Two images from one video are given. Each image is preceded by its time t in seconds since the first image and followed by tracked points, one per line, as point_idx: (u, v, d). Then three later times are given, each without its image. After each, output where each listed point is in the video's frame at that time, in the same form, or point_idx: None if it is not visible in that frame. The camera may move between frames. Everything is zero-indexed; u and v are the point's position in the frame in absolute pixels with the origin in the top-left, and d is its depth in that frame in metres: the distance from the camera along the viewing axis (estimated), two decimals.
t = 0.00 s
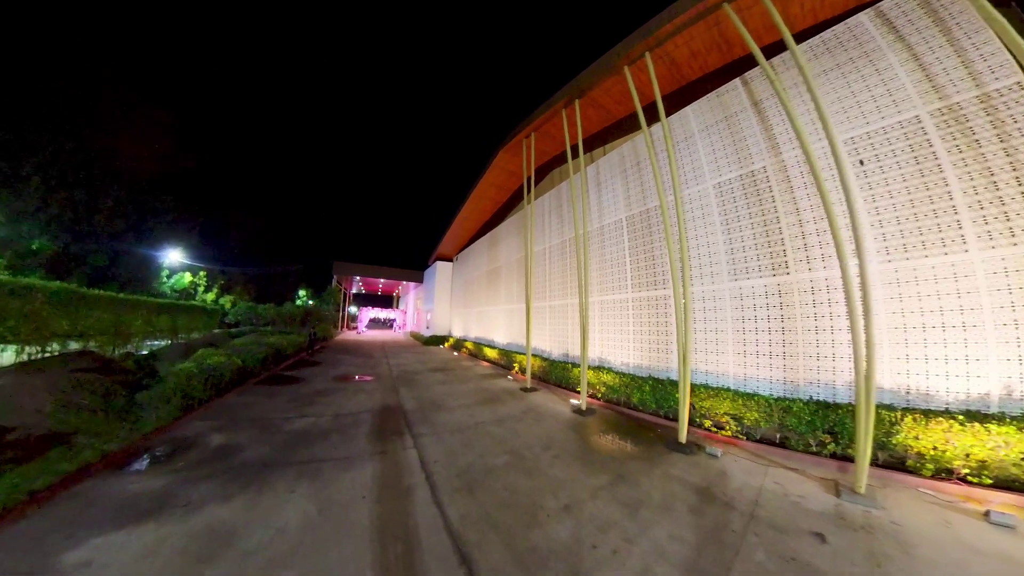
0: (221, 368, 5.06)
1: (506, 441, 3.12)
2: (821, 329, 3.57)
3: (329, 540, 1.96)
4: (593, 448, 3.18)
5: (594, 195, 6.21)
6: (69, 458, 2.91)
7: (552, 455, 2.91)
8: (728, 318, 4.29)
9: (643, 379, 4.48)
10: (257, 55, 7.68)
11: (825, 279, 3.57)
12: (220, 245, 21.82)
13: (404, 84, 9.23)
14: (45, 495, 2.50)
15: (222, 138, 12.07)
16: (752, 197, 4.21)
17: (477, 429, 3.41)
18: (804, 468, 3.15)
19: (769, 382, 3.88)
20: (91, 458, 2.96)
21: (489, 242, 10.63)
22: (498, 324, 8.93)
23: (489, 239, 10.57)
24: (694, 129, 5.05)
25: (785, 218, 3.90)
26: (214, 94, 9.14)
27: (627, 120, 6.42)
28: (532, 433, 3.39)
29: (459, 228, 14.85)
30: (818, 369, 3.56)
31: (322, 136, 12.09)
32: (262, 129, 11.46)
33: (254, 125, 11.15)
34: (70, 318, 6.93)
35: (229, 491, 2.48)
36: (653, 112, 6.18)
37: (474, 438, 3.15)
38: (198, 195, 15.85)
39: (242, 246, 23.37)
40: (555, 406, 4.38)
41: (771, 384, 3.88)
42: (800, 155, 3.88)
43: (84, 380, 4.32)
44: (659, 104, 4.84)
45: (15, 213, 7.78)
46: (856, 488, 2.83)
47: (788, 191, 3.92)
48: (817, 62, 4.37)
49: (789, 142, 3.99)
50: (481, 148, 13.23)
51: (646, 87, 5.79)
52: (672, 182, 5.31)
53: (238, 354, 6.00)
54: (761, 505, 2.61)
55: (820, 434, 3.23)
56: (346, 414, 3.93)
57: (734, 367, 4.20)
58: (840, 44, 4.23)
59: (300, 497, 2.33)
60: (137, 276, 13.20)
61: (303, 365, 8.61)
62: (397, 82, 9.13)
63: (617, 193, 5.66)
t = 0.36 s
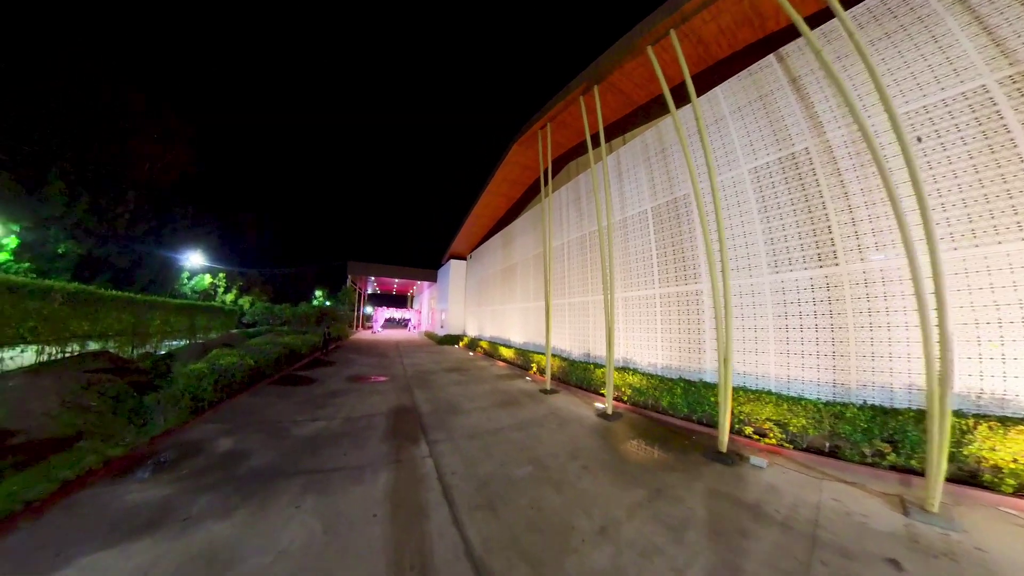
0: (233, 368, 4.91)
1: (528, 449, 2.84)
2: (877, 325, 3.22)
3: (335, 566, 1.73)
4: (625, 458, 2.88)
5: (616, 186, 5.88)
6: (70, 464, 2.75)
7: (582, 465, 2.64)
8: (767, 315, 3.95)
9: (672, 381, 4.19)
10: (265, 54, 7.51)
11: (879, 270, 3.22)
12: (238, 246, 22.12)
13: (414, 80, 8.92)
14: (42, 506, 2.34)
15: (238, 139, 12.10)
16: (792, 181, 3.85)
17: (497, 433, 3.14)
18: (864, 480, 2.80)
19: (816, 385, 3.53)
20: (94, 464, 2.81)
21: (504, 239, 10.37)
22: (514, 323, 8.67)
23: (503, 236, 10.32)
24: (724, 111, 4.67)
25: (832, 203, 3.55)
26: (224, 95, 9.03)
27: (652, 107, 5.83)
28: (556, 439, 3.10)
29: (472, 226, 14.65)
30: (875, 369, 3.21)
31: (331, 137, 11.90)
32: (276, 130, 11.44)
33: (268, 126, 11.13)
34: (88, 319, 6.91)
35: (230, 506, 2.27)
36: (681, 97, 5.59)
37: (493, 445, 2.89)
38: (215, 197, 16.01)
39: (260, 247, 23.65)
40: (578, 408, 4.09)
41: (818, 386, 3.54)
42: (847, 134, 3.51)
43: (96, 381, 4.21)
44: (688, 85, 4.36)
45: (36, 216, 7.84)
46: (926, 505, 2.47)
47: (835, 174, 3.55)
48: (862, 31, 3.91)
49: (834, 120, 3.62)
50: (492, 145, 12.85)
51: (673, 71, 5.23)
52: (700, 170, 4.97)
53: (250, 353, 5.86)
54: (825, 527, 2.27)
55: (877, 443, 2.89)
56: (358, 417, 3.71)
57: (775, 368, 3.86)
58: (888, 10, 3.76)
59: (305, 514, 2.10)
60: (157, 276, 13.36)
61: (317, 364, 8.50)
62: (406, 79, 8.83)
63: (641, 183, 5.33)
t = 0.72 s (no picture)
0: (243, 370, 4.76)
1: (552, 462, 2.58)
2: (942, 326, 2.87)
3: None
4: (659, 474, 2.59)
5: (639, 177, 5.55)
6: (67, 473, 2.60)
7: (611, 484, 2.36)
8: (811, 313, 3.61)
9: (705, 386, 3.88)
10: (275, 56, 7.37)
11: (944, 263, 2.86)
12: (256, 247, 22.43)
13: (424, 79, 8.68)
14: (34, 518, 2.18)
15: (252, 140, 12.13)
16: (838, 166, 3.50)
17: (516, 443, 2.89)
18: (931, 503, 2.42)
19: (871, 392, 3.18)
20: (93, 472, 2.65)
21: (519, 237, 10.12)
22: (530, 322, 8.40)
23: (518, 233, 10.06)
24: (757, 92, 4.32)
25: (886, 189, 3.20)
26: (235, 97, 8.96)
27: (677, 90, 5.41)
28: (582, 450, 2.83)
29: (485, 224, 14.44)
30: (941, 376, 2.85)
31: (342, 139, 11.80)
32: (290, 131, 11.42)
33: (282, 127, 11.10)
34: (106, 321, 6.90)
35: (229, 524, 2.08)
36: (711, 77, 5.14)
37: (513, 458, 2.63)
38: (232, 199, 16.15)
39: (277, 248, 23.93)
40: (601, 414, 3.80)
41: (872, 392, 3.19)
42: (902, 111, 3.15)
43: (104, 384, 4.11)
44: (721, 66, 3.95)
45: (57, 220, 7.91)
46: (1010, 535, 2.08)
47: (889, 156, 3.20)
48: None
49: (885, 96, 3.27)
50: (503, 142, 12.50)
51: (700, 49, 4.82)
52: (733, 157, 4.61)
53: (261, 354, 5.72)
54: (900, 561, 1.95)
55: (944, 459, 2.51)
56: (368, 424, 3.50)
57: (823, 372, 3.51)
58: None
59: (307, 538, 1.88)
60: (177, 277, 13.50)
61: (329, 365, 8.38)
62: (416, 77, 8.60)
63: (667, 174, 5.01)
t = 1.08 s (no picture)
0: (254, 370, 4.63)
1: (580, 475, 2.33)
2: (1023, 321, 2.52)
3: None
4: (700, 490, 2.32)
5: (663, 166, 5.23)
6: (67, 478, 2.47)
7: (648, 502, 2.10)
8: (862, 308, 3.27)
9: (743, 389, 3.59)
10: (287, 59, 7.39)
11: None
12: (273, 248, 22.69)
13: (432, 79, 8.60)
14: (23, 529, 2.03)
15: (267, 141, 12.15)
16: (892, 145, 3.16)
17: (540, 452, 2.65)
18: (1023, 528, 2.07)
19: (936, 395, 2.84)
20: (91, 479, 2.51)
21: (534, 234, 9.87)
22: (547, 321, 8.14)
23: (534, 230, 9.82)
24: (795, 68, 3.97)
25: (950, 168, 2.85)
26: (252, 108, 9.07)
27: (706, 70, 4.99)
28: (612, 461, 2.57)
29: (499, 222, 14.21)
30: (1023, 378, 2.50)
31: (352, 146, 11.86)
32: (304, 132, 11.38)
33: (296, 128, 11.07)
34: (124, 320, 6.92)
35: (226, 541, 1.89)
36: (749, 48, 4.63)
37: (536, 468, 2.39)
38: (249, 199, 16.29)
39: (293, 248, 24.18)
40: (628, 417, 3.54)
41: (938, 396, 2.83)
42: (968, 79, 2.81)
43: (114, 384, 4.01)
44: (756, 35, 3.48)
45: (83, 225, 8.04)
46: None
47: (954, 131, 2.85)
48: None
49: (946, 64, 2.92)
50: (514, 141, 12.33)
51: (733, 23, 4.39)
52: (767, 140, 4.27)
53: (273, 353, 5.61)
54: None
55: None
56: (381, 427, 3.30)
57: (878, 373, 3.16)
58: None
59: (310, 559, 1.68)
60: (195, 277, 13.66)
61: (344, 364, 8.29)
62: (425, 77, 8.51)
63: (695, 161, 4.70)
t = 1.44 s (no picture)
0: (265, 372, 4.51)
1: (611, 495, 2.08)
2: None
3: None
4: (746, 512, 2.06)
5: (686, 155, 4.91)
6: (63, 488, 2.34)
7: (691, 528, 1.85)
8: (923, 304, 2.92)
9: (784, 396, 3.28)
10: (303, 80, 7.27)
11: None
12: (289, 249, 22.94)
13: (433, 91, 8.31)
14: (11, 544, 1.90)
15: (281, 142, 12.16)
16: (957, 120, 2.81)
17: (564, 466, 2.41)
18: None
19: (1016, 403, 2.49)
20: (87, 489, 2.38)
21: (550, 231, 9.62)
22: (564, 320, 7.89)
23: (549, 227, 9.57)
24: (838, 41, 3.62)
25: None
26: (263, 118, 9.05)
27: (736, 45, 4.53)
28: (646, 477, 2.32)
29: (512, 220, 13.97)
30: None
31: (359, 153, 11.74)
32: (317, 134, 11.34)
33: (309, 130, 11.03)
34: (140, 321, 6.94)
35: (220, 564, 1.71)
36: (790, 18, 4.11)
37: (560, 486, 2.16)
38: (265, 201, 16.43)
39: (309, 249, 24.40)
40: (655, 425, 3.27)
41: (1017, 406, 2.50)
42: None
43: (122, 386, 3.92)
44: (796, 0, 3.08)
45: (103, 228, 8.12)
46: None
47: None
48: None
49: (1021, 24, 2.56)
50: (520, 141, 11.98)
51: None
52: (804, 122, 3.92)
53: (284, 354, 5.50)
54: None
55: None
56: (392, 434, 3.11)
57: (943, 378, 2.81)
58: None
59: None
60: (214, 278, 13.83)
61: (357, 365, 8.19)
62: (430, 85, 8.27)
63: (724, 145, 4.32)
